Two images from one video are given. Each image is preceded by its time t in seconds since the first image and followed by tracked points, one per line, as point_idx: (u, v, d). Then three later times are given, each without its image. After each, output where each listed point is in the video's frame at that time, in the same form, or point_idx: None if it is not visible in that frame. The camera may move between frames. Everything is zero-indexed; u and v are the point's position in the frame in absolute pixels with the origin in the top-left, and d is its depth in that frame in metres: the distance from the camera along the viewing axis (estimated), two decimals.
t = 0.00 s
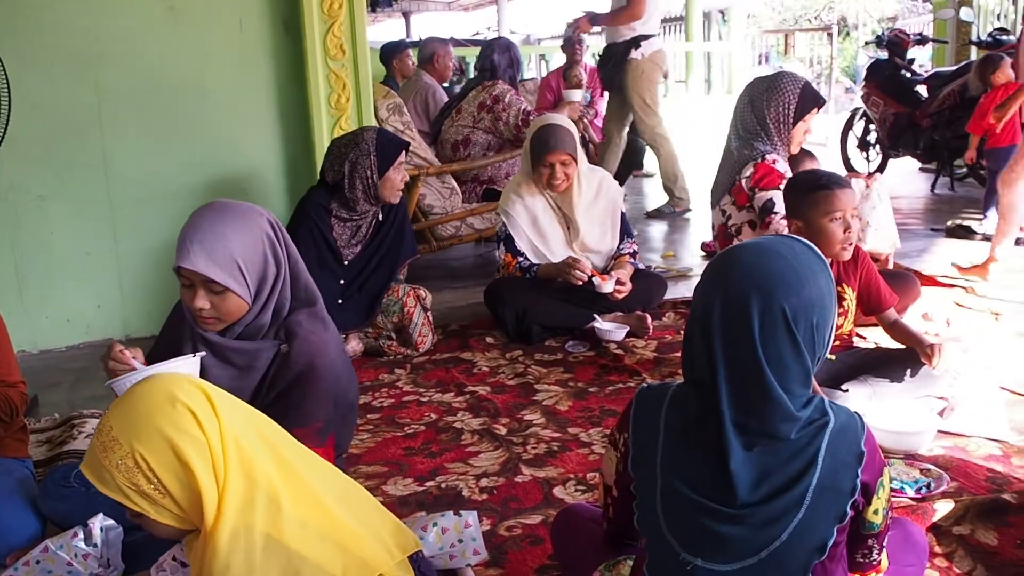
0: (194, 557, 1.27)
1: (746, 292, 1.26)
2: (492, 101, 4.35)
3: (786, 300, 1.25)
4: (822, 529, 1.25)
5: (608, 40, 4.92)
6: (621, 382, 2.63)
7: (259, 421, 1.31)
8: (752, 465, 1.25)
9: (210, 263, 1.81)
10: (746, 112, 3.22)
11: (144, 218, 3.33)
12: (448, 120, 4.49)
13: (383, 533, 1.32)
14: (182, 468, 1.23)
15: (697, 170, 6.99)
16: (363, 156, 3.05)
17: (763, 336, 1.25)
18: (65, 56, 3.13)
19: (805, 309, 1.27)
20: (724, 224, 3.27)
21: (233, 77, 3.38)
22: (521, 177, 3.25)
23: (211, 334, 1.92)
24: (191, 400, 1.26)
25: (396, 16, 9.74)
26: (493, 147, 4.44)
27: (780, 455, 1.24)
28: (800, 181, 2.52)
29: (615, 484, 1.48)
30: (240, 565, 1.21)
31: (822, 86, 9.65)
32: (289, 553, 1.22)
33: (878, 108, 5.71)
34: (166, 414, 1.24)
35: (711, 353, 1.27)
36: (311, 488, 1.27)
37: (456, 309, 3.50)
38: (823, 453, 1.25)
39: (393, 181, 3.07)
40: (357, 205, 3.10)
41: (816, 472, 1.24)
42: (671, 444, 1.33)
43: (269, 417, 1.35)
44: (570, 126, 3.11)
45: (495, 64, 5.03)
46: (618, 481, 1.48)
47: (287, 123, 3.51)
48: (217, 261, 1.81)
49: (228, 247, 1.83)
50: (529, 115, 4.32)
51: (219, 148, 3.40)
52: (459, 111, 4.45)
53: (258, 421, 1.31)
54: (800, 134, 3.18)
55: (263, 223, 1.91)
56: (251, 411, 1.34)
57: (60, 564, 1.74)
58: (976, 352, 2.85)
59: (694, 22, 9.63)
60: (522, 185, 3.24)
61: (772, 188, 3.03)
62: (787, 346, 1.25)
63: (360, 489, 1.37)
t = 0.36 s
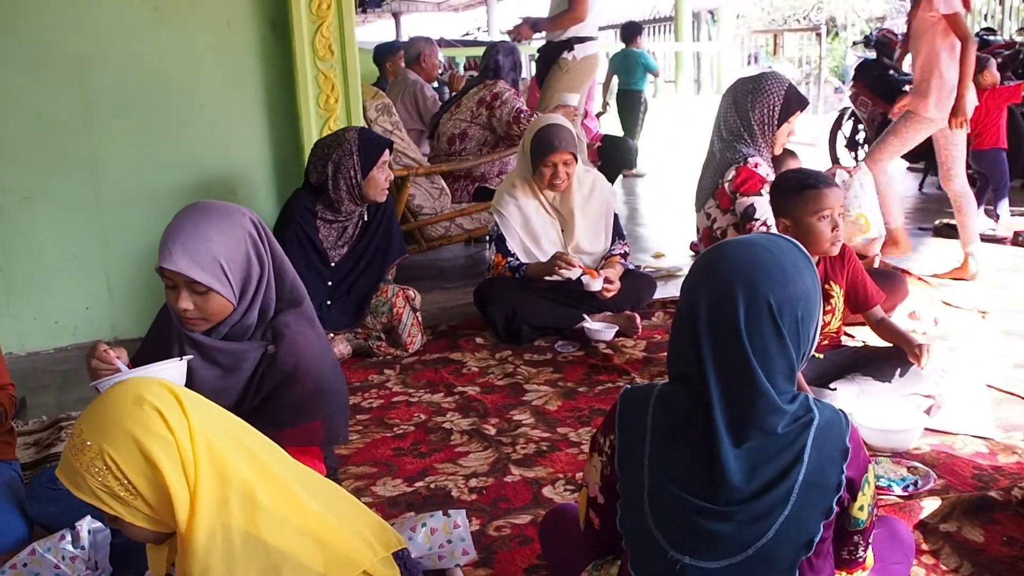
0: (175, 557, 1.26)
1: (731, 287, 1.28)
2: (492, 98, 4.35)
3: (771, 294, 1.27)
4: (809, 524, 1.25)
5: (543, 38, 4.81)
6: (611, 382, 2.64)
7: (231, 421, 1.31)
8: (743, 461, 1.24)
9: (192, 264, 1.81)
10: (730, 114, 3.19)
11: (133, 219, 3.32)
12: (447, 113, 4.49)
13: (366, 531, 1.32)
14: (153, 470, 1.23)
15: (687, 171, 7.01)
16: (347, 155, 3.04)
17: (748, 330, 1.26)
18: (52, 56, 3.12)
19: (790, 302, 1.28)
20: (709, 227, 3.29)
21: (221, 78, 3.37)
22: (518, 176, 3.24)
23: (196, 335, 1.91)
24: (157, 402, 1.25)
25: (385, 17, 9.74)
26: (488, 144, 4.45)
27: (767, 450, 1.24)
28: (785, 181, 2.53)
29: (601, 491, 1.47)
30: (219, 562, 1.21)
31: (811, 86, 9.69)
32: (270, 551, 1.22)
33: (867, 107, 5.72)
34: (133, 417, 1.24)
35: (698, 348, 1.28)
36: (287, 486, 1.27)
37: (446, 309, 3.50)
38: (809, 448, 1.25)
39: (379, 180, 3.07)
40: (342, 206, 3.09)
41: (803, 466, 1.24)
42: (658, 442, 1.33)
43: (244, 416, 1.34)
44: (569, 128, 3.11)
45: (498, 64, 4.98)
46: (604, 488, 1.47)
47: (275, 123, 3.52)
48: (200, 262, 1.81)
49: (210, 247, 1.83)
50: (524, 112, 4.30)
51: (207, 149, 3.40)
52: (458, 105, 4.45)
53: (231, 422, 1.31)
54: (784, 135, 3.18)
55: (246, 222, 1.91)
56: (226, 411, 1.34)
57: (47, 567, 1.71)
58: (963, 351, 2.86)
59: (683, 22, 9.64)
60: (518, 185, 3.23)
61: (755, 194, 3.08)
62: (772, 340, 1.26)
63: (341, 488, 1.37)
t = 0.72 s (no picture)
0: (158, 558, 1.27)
1: (718, 285, 1.28)
2: (487, 96, 4.35)
3: (758, 291, 1.27)
4: (796, 523, 1.26)
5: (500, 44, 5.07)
6: (601, 381, 2.65)
7: (212, 423, 1.30)
8: (731, 460, 1.24)
9: (172, 263, 1.80)
10: (700, 122, 3.23)
11: (122, 220, 3.32)
12: (441, 110, 4.49)
13: (351, 531, 1.33)
14: (135, 473, 1.22)
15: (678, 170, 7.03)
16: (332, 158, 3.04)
17: (735, 328, 1.26)
18: (39, 57, 3.11)
19: (775, 300, 1.28)
20: (694, 232, 3.25)
21: (209, 78, 3.37)
22: (508, 177, 3.25)
23: (180, 336, 1.91)
24: (139, 405, 1.24)
25: (375, 17, 9.75)
26: (480, 143, 4.45)
27: (754, 449, 1.24)
28: (786, 182, 2.44)
29: (586, 497, 1.45)
30: (202, 564, 1.21)
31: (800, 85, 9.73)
32: (253, 553, 1.23)
33: (856, 107, 5.74)
34: (113, 420, 1.23)
35: (687, 346, 1.28)
36: (271, 488, 1.28)
37: (436, 309, 3.51)
38: (796, 447, 1.25)
39: (364, 181, 3.05)
40: (328, 208, 3.08)
41: (790, 465, 1.25)
42: (645, 442, 1.33)
43: (227, 417, 1.34)
44: (561, 129, 3.12)
45: (494, 66, 4.87)
46: (589, 493, 1.46)
47: (263, 124, 3.51)
48: (178, 260, 1.81)
49: (190, 247, 1.82)
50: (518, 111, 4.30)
51: (196, 150, 3.39)
52: (453, 103, 4.45)
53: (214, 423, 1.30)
54: (757, 128, 3.16)
55: (227, 222, 1.91)
56: (208, 412, 1.33)
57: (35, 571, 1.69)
58: (951, 349, 2.87)
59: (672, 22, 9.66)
60: (506, 186, 3.24)
61: (741, 200, 3.10)
62: (759, 338, 1.27)
63: (326, 488, 1.38)
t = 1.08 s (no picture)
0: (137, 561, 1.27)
1: (700, 285, 1.28)
2: (472, 97, 4.35)
3: (740, 291, 1.27)
4: (783, 522, 1.26)
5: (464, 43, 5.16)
6: (588, 381, 2.65)
7: (188, 426, 1.29)
8: (715, 460, 1.24)
9: (151, 264, 1.80)
10: (682, 124, 3.25)
11: (108, 221, 3.30)
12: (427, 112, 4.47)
13: (334, 531, 1.33)
14: (111, 478, 1.22)
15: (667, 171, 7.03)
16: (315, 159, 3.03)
17: (717, 328, 1.26)
18: (21, 58, 3.09)
19: (757, 300, 1.28)
20: (677, 233, 3.25)
21: (194, 79, 3.36)
22: (494, 177, 3.24)
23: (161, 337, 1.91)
24: (114, 409, 1.23)
25: (362, 17, 9.73)
26: (467, 143, 4.45)
27: (738, 449, 1.24)
28: (802, 175, 2.33)
29: (570, 498, 1.45)
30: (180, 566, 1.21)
31: (788, 84, 9.75)
32: (233, 554, 1.23)
33: (842, 106, 5.75)
34: (88, 425, 1.22)
35: (670, 347, 1.28)
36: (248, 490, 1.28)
37: (423, 310, 3.51)
38: (781, 446, 1.25)
39: (348, 182, 3.04)
40: (312, 208, 3.08)
41: (774, 465, 1.25)
42: (631, 444, 1.32)
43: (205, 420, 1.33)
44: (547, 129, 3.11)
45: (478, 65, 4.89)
46: (573, 495, 1.45)
47: (249, 124, 3.51)
48: (158, 261, 1.80)
49: (169, 248, 1.82)
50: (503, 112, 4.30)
51: (181, 150, 3.38)
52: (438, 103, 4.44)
53: (189, 427, 1.30)
54: (736, 126, 3.14)
55: (208, 222, 1.90)
56: (185, 415, 1.32)
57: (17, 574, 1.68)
58: (937, 347, 2.88)
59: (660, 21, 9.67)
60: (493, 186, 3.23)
61: (727, 199, 3.10)
62: (741, 338, 1.27)
63: (308, 488, 1.38)
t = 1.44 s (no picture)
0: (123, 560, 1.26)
1: (687, 283, 1.28)
2: (460, 95, 4.35)
3: (727, 289, 1.27)
4: (769, 518, 1.27)
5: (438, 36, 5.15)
6: (577, 378, 2.65)
7: (173, 426, 1.29)
8: (702, 457, 1.24)
9: (137, 264, 1.79)
10: (670, 121, 3.25)
11: (96, 220, 3.29)
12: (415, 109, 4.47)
13: (321, 529, 1.33)
14: (96, 477, 1.21)
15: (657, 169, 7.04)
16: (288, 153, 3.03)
17: (704, 326, 1.26)
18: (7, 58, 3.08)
19: (744, 297, 1.28)
20: (670, 231, 3.27)
21: (181, 78, 3.35)
22: (483, 175, 3.23)
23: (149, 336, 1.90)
24: (98, 408, 1.23)
25: (351, 16, 9.70)
26: (455, 141, 4.45)
27: (725, 445, 1.24)
28: (792, 174, 2.33)
29: (559, 496, 1.45)
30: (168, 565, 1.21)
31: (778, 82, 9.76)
32: (219, 552, 1.23)
33: (831, 103, 5.77)
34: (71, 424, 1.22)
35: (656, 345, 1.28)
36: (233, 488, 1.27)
37: (413, 308, 3.51)
38: (768, 442, 1.26)
39: (323, 173, 3.02)
40: (292, 204, 3.08)
41: (761, 462, 1.25)
42: (618, 441, 1.32)
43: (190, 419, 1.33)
44: (534, 127, 3.11)
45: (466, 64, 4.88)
46: (562, 493, 1.45)
47: (237, 123, 3.50)
48: (144, 261, 1.80)
49: (155, 247, 1.81)
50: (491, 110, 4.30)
51: (169, 149, 3.37)
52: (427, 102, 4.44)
53: (173, 425, 1.30)
54: (725, 124, 3.15)
55: (193, 221, 1.89)
56: (170, 414, 1.32)
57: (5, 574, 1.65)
58: (926, 343, 2.89)
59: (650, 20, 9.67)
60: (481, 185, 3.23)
61: (729, 192, 3.11)
62: (728, 335, 1.27)
63: (295, 487, 1.38)
